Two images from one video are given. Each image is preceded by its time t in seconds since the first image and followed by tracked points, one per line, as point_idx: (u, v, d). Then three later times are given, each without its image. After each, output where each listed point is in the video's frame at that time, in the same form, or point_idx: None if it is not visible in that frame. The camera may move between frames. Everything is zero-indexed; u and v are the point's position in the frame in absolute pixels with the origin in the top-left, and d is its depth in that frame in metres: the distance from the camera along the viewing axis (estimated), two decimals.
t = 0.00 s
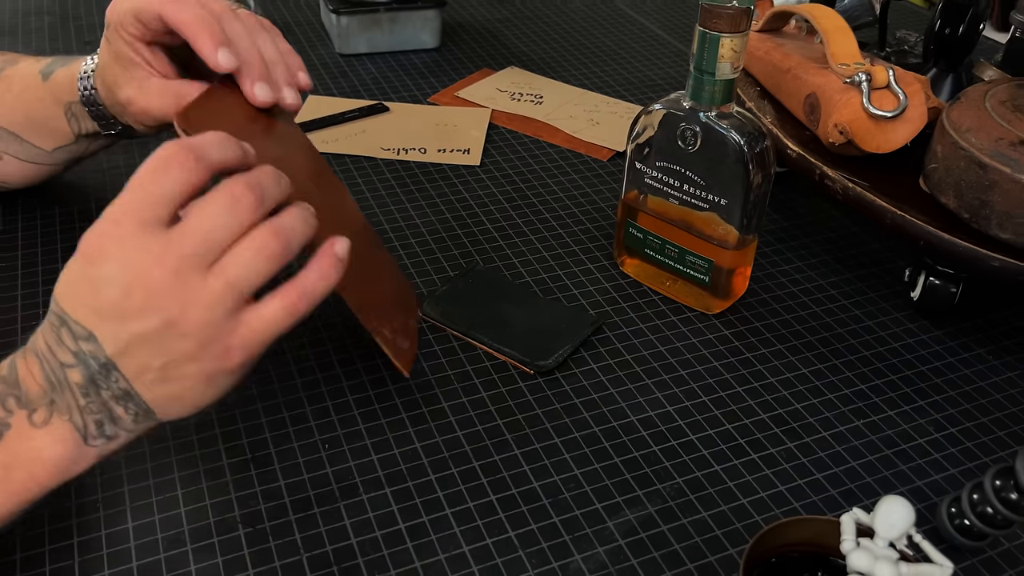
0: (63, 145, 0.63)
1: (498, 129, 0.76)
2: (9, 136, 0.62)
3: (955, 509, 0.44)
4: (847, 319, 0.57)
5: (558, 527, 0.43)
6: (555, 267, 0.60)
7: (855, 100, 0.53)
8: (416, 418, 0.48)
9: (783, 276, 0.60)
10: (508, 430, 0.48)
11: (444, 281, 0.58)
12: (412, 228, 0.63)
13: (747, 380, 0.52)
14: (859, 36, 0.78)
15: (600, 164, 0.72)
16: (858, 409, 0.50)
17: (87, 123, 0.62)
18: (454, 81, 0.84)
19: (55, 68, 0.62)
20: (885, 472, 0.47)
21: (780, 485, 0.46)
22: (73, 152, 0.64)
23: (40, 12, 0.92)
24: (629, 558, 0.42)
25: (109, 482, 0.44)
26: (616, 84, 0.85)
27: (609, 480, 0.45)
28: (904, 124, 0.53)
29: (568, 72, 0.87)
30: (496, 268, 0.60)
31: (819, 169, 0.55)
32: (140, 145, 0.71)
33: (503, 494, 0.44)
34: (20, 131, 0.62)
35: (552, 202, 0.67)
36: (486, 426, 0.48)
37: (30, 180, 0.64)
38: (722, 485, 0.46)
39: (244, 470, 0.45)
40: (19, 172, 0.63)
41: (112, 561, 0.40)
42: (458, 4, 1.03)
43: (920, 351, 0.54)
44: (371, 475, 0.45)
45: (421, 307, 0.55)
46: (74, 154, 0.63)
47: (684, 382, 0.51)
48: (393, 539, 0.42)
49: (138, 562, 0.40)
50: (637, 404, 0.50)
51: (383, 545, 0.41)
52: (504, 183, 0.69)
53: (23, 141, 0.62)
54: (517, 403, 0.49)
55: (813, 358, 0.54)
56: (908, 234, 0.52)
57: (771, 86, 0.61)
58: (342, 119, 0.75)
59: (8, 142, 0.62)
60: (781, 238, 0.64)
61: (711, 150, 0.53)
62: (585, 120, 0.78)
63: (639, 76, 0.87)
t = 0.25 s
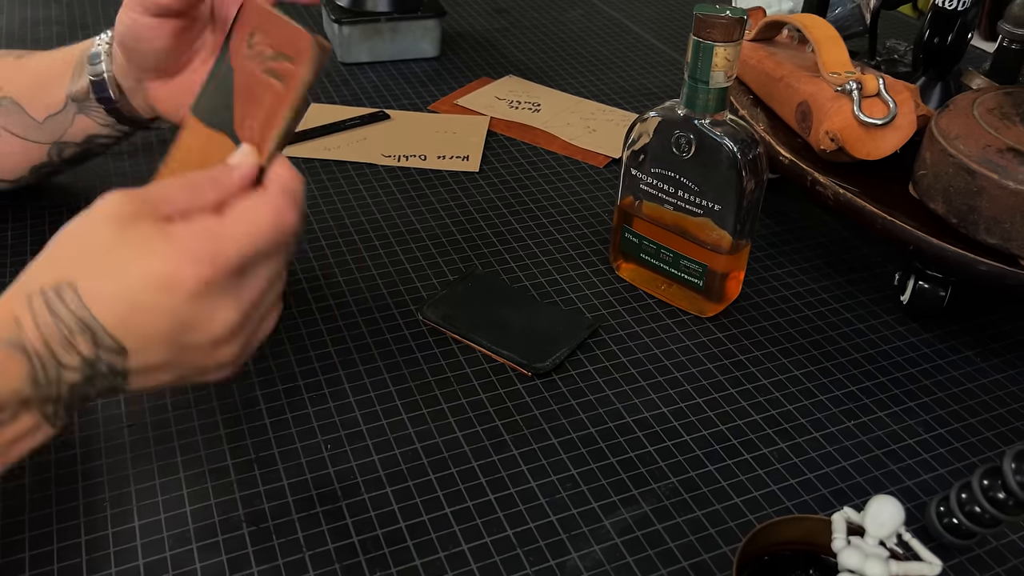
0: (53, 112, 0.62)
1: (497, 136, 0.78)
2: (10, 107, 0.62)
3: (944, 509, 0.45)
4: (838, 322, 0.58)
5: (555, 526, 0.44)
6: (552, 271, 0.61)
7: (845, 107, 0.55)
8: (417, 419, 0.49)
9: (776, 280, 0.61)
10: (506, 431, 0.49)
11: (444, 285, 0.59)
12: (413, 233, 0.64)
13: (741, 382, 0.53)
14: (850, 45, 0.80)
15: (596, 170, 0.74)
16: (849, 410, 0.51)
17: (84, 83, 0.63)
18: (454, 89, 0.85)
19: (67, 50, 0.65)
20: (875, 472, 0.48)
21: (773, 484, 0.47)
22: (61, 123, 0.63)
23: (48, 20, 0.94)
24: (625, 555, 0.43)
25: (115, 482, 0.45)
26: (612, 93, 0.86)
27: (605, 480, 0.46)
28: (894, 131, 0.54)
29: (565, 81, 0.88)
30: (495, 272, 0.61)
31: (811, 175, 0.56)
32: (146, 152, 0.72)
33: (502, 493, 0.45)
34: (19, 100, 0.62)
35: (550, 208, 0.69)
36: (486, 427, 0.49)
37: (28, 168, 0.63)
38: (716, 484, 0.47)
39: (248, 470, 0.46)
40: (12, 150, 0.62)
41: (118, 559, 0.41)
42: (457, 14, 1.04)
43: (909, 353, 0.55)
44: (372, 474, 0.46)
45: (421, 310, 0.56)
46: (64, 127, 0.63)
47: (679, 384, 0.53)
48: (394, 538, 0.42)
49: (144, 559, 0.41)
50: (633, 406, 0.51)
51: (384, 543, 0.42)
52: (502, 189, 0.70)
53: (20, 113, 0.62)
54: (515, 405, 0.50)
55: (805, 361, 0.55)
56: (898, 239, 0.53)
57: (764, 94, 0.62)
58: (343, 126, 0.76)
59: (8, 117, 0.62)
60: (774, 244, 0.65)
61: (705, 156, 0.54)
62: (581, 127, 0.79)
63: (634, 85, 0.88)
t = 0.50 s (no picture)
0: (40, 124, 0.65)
1: (495, 144, 0.79)
2: None
3: (933, 508, 0.46)
4: (828, 325, 0.59)
5: (552, 524, 0.45)
6: (549, 276, 0.62)
7: (836, 115, 0.56)
8: (417, 420, 0.50)
9: (768, 284, 0.63)
10: (504, 432, 0.50)
11: (443, 289, 0.60)
12: (413, 238, 0.65)
13: (734, 384, 0.54)
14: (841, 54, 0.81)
15: (593, 177, 0.75)
16: (840, 411, 0.53)
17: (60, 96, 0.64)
18: (453, 97, 0.86)
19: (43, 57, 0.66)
20: (865, 472, 0.49)
21: (765, 484, 0.48)
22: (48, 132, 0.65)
23: (57, 31, 0.96)
24: (620, 553, 0.44)
25: (123, 482, 0.46)
26: (608, 101, 0.87)
27: (601, 479, 0.47)
28: (883, 139, 0.56)
29: (562, 89, 0.89)
30: (493, 276, 0.62)
31: (803, 181, 0.58)
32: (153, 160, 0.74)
33: (500, 492, 0.46)
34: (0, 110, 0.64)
35: (547, 213, 0.70)
36: (484, 428, 0.50)
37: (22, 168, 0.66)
38: (709, 484, 0.48)
39: (252, 470, 0.47)
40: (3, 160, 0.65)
41: (126, 557, 0.42)
42: (456, 23, 1.06)
43: (899, 356, 0.57)
44: (374, 474, 0.47)
45: (421, 313, 0.58)
46: (50, 138, 0.65)
47: (673, 386, 0.54)
48: (395, 536, 0.43)
49: (151, 557, 0.42)
50: (628, 407, 0.52)
51: (385, 542, 0.43)
52: (501, 196, 0.72)
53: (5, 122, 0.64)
54: (513, 406, 0.52)
55: (797, 363, 0.56)
56: (888, 244, 0.54)
57: (757, 102, 0.63)
58: (345, 133, 0.77)
59: None
60: (766, 249, 0.67)
61: (699, 163, 0.55)
62: (578, 134, 0.80)
63: (630, 93, 0.89)
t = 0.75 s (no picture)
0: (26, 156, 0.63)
1: (494, 151, 0.80)
2: None
3: (921, 506, 0.47)
4: (819, 328, 0.61)
5: (550, 523, 0.46)
6: (547, 280, 0.64)
7: (827, 123, 0.57)
8: (417, 421, 0.51)
9: (761, 288, 0.64)
10: (503, 433, 0.51)
11: (443, 293, 0.61)
12: (413, 243, 0.67)
13: (727, 385, 0.55)
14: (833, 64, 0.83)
15: (589, 183, 0.76)
16: (831, 413, 0.54)
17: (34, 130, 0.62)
18: (452, 106, 0.88)
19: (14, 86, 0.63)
20: (855, 471, 0.50)
21: (758, 483, 0.49)
22: (35, 164, 0.64)
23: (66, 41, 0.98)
24: (617, 551, 0.44)
25: (130, 481, 0.47)
26: (604, 109, 0.89)
27: (598, 479, 0.48)
28: (873, 146, 0.57)
29: (559, 97, 0.91)
30: (491, 280, 0.63)
31: (794, 188, 0.59)
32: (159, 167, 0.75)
33: (499, 491, 0.47)
34: None
35: (545, 219, 0.71)
36: (483, 429, 0.51)
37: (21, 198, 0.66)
38: (703, 483, 0.49)
39: (256, 470, 0.48)
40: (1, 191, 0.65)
41: (132, 555, 0.43)
42: (455, 33, 1.07)
43: (888, 358, 0.58)
44: (375, 474, 0.48)
45: (422, 317, 0.59)
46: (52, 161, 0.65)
47: (667, 388, 0.55)
48: (396, 534, 0.44)
49: (158, 554, 0.43)
50: (624, 408, 0.53)
51: (386, 540, 0.44)
52: (499, 202, 0.73)
53: None
54: (511, 407, 0.53)
55: (788, 365, 0.57)
56: (878, 249, 0.56)
57: (749, 111, 0.65)
58: (347, 141, 0.79)
59: None
60: (759, 253, 0.68)
61: (693, 169, 0.56)
62: (575, 142, 0.82)
63: (624, 102, 0.91)
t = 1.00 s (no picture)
0: (99, 149, 0.67)
1: (492, 158, 0.82)
2: (55, 140, 0.67)
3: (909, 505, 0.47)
4: (810, 332, 0.62)
5: (547, 521, 0.46)
6: (544, 284, 0.65)
7: (818, 131, 0.58)
8: (417, 422, 0.52)
9: (754, 293, 0.66)
10: (501, 433, 0.52)
11: (443, 297, 0.63)
12: (414, 249, 0.68)
13: (720, 388, 0.56)
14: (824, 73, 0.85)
15: (586, 190, 0.77)
16: (822, 414, 0.55)
17: (135, 125, 0.67)
18: (451, 114, 0.89)
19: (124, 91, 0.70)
20: (846, 471, 0.51)
21: (750, 483, 0.50)
22: (105, 159, 0.67)
23: (74, 51, 0.99)
24: (612, 549, 0.45)
25: (136, 481, 0.48)
26: (600, 117, 0.90)
27: (594, 478, 0.49)
28: (863, 153, 0.58)
29: (556, 105, 0.92)
30: (490, 284, 0.65)
31: (786, 194, 0.60)
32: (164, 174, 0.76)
33: (497, 491, 0.48)
34: (65, 136, 0.67)
35: (542, 225, 0.72)
36: (482, 429, 0.52)
37: (69, 195, 0.68)
38: (697, 483, 0.49)
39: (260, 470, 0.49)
40: (56, 181, 0.67)
41: (139, 553, 0.44)
42: (455, 42, 1.09)
43: (878, 360, 0.59)
44: (376, 473, 0.49)
45: (422, 321, 0.60)
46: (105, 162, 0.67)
47: (662, 390, 0.56)
48: (397, 532, 0.45)
49: (163, 553, 0.44)
50: (619, 409, 0.54)
51: (387, 538, 0.45)
52: (497, 208, 0.74)
53: (65, 148, 0.67)
54: (509, 409, 0.54)
55: (780, 368, 0.59)
56: (867, 254, 0.57)
57: (743, 119, 0.66)
58: (349, 148, 0.80)
59: (51, 149, 0.67)
60: (752, 259, 0.70)
61: (686, 176, 0.58)
62: (572, 149, 0.83)
63: (620, 110, 0.92)
